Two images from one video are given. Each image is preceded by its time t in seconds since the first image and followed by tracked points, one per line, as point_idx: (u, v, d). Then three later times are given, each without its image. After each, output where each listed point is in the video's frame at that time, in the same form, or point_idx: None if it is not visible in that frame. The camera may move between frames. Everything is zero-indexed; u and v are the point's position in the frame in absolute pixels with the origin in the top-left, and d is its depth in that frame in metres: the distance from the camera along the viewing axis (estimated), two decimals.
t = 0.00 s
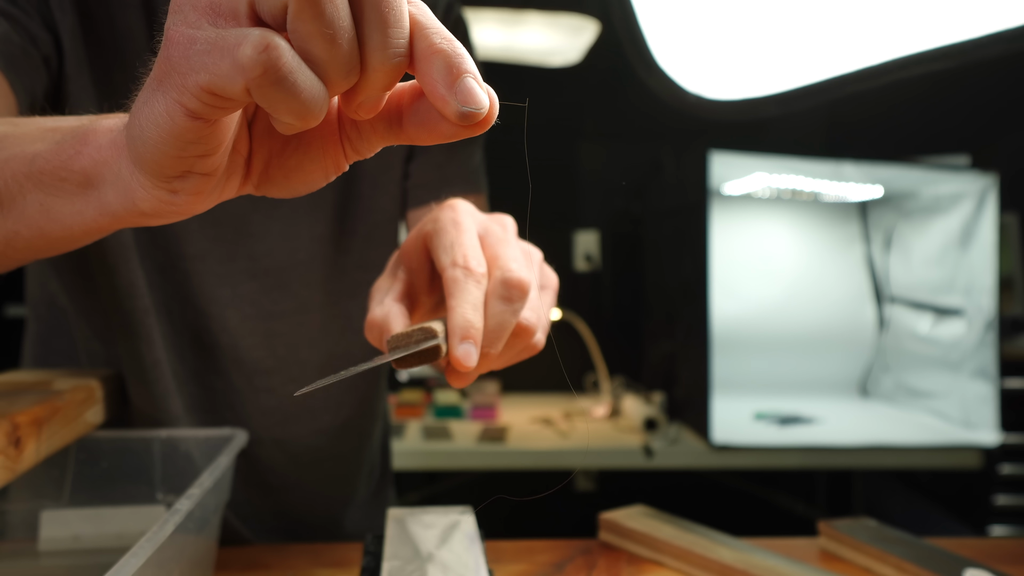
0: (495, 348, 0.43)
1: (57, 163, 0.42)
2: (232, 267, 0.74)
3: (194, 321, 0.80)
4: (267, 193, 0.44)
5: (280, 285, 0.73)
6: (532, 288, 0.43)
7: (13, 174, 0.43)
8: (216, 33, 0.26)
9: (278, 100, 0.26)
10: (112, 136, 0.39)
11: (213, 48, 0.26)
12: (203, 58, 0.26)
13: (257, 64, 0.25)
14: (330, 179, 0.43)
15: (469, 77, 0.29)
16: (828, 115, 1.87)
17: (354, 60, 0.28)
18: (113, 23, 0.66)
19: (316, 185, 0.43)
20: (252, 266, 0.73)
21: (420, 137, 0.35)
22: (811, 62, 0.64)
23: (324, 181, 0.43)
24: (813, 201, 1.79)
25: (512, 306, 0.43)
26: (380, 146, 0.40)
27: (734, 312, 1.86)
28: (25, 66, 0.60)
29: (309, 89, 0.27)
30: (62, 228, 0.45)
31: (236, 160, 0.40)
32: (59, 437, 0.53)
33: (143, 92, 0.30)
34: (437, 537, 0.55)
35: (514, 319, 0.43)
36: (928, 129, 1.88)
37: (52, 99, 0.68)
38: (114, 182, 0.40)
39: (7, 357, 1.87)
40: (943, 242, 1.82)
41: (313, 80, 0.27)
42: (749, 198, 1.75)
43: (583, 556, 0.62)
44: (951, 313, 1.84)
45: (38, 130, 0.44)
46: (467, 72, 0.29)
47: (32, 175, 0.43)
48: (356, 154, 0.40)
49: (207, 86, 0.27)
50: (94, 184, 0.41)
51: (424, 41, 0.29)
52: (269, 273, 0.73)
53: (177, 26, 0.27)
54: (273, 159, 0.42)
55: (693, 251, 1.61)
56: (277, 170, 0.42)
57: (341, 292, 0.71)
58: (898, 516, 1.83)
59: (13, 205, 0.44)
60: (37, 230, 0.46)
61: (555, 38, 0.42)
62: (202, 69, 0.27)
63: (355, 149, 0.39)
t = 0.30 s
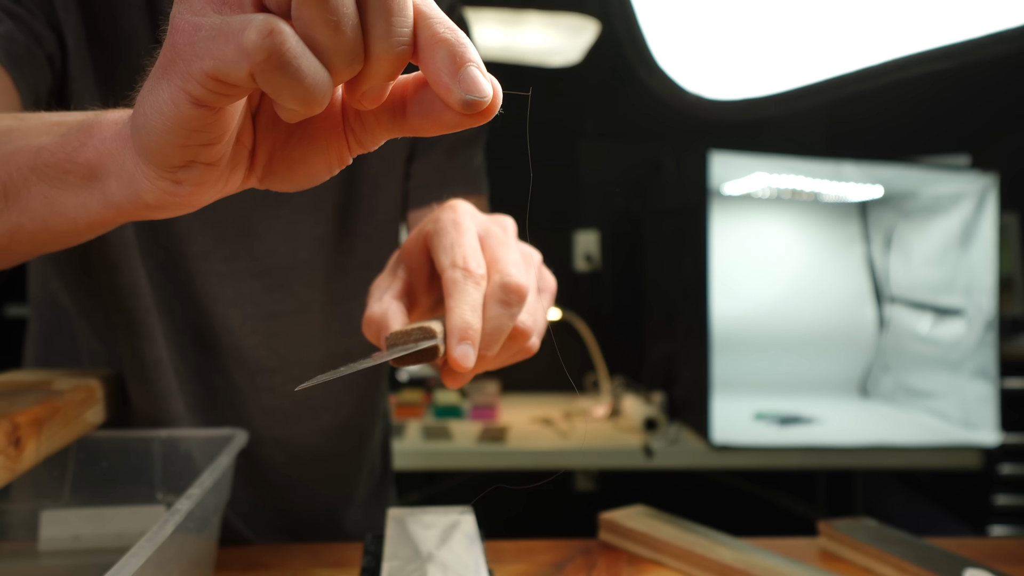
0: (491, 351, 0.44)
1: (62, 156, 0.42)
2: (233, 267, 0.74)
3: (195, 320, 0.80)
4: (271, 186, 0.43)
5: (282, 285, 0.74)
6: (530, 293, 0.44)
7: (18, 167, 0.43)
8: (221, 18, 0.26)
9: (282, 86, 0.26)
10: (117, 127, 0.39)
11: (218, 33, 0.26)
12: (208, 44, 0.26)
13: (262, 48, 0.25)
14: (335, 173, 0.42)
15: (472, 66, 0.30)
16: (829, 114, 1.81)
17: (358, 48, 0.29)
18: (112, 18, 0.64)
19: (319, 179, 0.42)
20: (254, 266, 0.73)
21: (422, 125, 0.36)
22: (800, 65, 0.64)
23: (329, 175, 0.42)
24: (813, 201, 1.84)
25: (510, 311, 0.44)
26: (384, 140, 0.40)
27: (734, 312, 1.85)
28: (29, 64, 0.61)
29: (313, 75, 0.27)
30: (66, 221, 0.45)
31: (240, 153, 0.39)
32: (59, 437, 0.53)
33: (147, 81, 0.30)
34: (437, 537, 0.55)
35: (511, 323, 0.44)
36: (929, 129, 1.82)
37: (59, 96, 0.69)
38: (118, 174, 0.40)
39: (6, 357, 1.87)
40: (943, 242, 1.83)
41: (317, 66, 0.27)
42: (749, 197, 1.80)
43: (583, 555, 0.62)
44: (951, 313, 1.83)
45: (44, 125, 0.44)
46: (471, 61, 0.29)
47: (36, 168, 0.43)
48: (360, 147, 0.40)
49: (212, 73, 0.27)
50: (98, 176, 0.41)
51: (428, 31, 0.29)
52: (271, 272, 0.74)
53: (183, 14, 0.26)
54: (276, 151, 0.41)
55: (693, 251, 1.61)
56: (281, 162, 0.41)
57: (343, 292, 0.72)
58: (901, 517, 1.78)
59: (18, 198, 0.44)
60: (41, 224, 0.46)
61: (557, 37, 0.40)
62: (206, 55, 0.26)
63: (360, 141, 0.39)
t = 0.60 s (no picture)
0: (493, 336, 0.42)
1: (72, 145, 0.42)
2: (234, 266, 0.74)
3: (196, 318, 0.80)
4: (282, 175, 0.43)
5: (284, 285, 0.71)
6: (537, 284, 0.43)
7: (28, 156, 0.43)
8: None
9: (296, 66, 0.26)
10: (127, 116, 0.39)
11: (231, 14, 0.26)
12: (220, 25, 0.27)
13: (275, 28, 0.25)
14: (343, 161, 0.42)
15: (482, 50, 0.30)
16: (828, 115, 1.75)
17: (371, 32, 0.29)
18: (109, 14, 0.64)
19: (330, 167, 0.42)
20: (255, 265, 0.73)
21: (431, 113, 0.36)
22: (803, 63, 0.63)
23: (338, 163, 0.42)
24: (813, 200, 1.84)
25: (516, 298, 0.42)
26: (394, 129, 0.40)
27: (735, 312, 1.86)
28: (31, 63, 0.64)
29: (326, 56, 0.27)
30: (76, 212, 0.45)
31: (251, 140, 0.39)
32: (59, 437, 0.52)
33: (159, 65, 0.31)
34: (437, 537, 0.55)
35: (515, 311, 0.43)
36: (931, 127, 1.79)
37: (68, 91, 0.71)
38: (129, 162, 0.40)
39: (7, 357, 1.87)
40: (943, 242, 1.82)
41: (330, 47, 0.27)
42: (749, 197, 1.81)
43: (583, 555, 0.62)
44: (951, 313, 1.82)
45: (53, 116, 0.44)
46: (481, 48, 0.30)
47: (47, 158, 0.43)
48: (370, 135, 0.40)
49: (224, 54, 0.27)
50: (108, 165, 0.41)
51: (438, 15, 0.30)
52: (275, 273, 0.72)
53: None
54: (285, 138, 0.41)
55: (693, 251, 1.62)
56: (291, 150, 0.41)
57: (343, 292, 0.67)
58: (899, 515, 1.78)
59: (28, 188, 0.45)
60: (49, 214, 0.46)
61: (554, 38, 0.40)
62: (219, 36, 0.27)
63: (370, 129, 0.39)
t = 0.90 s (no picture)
0: (537, 281, 0.41)
1: (72, 164, 0.42)
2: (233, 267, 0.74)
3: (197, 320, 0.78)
4: (279, 196, 0.44)
5: (284, 285, 0.72)
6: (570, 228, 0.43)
7: (28, 173, 0.42)
8: (235, 32, 0.27)
9: (298, 101, 0.26)
10: (128, 137, 0.39)
11: (232, 47, 0.27)
12: (221, 58, 0.28)
13: (276, 62, 0.25)
14: (342, 183, 0.43)
15: (481, 81, 0.31)
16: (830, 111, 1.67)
17: (374, 65, 0.29)
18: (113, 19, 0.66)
19: (325, 188, 0.43)
20: (255, 267, 0.71)
21: (432, 141, 0.36)
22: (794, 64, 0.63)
23: (335, 185, 0.43)
24: (814, 201, 1.82)
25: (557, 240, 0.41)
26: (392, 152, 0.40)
27: (734, 312, 1.87)
28: (34, 65, 0.62)
29: (326, 89, 0.27)
30: (75, 229, 0.45)
31: (249, 163, 0.41)
32: (59, 437, 0.53)
33: (161, 93, 0.32)
34: (437, 537, 0.55)
35: (555, 256, 0.41)
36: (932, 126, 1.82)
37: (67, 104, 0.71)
38: (129, 183, 0.40)
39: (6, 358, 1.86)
40: (943, 242, 1.84)
41: (330, 80, 0.27)
42: (749, 197, 1.79)
43: (583, 556, 0.63)
44: (951, 313, 1.85)
45: (54, 132, 0.44)
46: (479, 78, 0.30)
47: (47, 175, 0.43)
48: (366, 154, 0.40)
49: (225, 85, 0.28)
50: (109, 184, 0.42)
51: (437, 46, 0.31)
52: (274, 274, 0.71)
53: (199, 28, 0.28)
54: (283, 161, 0.42)
55: (694, 251, 1.62)
56: (289, 173, 0.42)
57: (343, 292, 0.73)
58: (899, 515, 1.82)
59: (28, 204, 0.44)
60: (49, 231, 0.45)
61: (555, 38, 0.42)
62: (220, 68, 0.28)
63: (367, 150, 0.40)
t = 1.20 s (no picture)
0: (576, 236, 0.41)
1: (73, 187, 0.40)
2: (235, 270, 0.75)
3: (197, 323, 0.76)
4: (278, 222, 0.43)
5: (285, 288, 0.76)
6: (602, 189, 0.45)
7: (30, 196, 0.41)
8: (237, 66, 0.26)
9: (300, 134, 0.27)
10: (130, 162, 0.38)
11: (234, 81, 0.26)
12: (223, 91, 0.27)
13: (277, 96, 0.25)
14: (339, 210, 0.42)
15: (479, 112, 0.30)
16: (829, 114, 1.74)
17: (373, 95, 0.29)
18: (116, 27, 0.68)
19: (323, 215, 0.42)
20: (256, 268, 0.75)
21: (430, 168, 0.36)
22: (786, 64, 0.65)
23: (332, 211, 0.43)
24: (814, 201, 1.86)
25: (591, 195, 0.43)
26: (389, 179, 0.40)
27: (732, 312, 1.83)
28: (37, 72, 0.59)
29: (325, 121, 0.27)
30: (75, 252, 0.43)
31: (249, 189, 0.39)
32: (59, 437, 0.53)
33: (161, 123, 0.31)
34: (437, 537, 0.55)
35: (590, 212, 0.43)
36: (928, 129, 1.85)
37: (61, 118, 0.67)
38: (129, 209, 0.38)
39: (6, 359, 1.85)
40: (943, 242, 1.80)
41: (328, 112, 0.27)
42: (749, 198, 1.83)
43: (583, 556, 0.62)
44: (951, 313, 1.82)
45: (55, 154, 0.43)
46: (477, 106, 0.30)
47: (48, 198, 0.41)
48: (365, 183, 0.40)
49: (226, 117, 0.27)
50: (108, 209, 0.40)
51: (436, 77, 0.30)
52: (274, 275, 0.76)
53: (201, 61, 0.27)
54: (283, 186, 0.41)
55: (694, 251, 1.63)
56: (288, 201, 0.41)
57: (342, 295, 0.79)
58: (900, 517, 1.83)
59: (29, 225, 0.43)
60: (49, 252, 0.44)
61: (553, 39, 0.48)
62: (222, 100, 0.27)
63: (365, 178, 0.40)
